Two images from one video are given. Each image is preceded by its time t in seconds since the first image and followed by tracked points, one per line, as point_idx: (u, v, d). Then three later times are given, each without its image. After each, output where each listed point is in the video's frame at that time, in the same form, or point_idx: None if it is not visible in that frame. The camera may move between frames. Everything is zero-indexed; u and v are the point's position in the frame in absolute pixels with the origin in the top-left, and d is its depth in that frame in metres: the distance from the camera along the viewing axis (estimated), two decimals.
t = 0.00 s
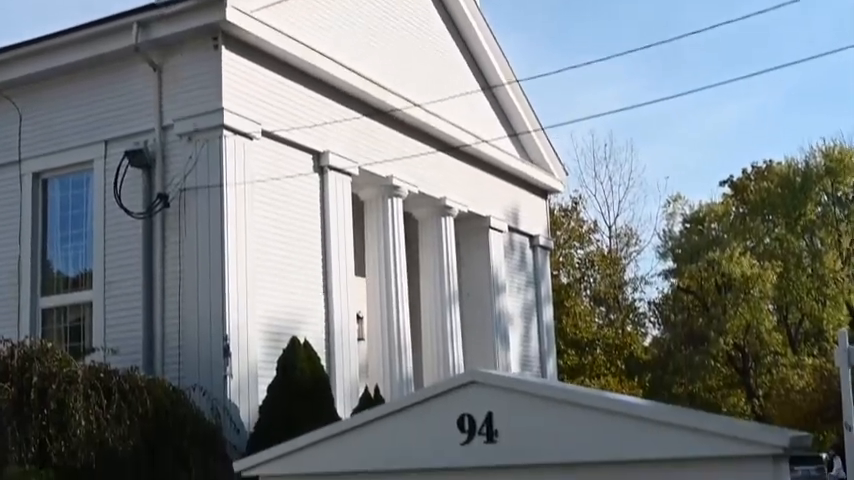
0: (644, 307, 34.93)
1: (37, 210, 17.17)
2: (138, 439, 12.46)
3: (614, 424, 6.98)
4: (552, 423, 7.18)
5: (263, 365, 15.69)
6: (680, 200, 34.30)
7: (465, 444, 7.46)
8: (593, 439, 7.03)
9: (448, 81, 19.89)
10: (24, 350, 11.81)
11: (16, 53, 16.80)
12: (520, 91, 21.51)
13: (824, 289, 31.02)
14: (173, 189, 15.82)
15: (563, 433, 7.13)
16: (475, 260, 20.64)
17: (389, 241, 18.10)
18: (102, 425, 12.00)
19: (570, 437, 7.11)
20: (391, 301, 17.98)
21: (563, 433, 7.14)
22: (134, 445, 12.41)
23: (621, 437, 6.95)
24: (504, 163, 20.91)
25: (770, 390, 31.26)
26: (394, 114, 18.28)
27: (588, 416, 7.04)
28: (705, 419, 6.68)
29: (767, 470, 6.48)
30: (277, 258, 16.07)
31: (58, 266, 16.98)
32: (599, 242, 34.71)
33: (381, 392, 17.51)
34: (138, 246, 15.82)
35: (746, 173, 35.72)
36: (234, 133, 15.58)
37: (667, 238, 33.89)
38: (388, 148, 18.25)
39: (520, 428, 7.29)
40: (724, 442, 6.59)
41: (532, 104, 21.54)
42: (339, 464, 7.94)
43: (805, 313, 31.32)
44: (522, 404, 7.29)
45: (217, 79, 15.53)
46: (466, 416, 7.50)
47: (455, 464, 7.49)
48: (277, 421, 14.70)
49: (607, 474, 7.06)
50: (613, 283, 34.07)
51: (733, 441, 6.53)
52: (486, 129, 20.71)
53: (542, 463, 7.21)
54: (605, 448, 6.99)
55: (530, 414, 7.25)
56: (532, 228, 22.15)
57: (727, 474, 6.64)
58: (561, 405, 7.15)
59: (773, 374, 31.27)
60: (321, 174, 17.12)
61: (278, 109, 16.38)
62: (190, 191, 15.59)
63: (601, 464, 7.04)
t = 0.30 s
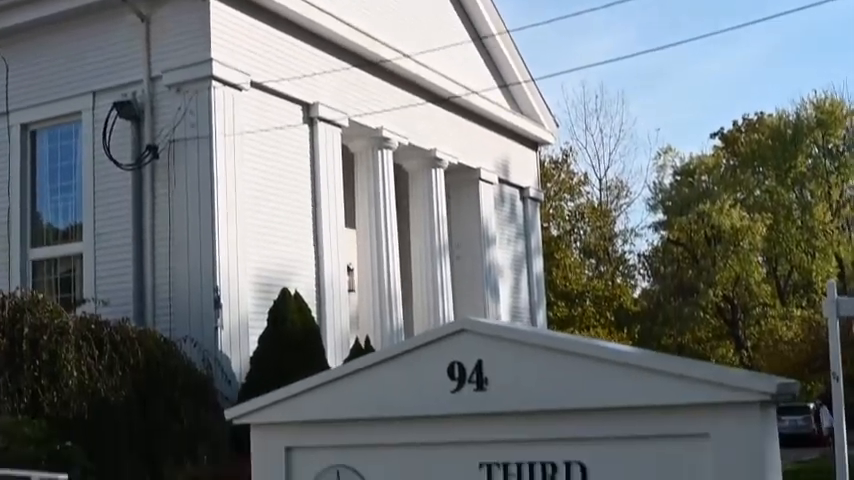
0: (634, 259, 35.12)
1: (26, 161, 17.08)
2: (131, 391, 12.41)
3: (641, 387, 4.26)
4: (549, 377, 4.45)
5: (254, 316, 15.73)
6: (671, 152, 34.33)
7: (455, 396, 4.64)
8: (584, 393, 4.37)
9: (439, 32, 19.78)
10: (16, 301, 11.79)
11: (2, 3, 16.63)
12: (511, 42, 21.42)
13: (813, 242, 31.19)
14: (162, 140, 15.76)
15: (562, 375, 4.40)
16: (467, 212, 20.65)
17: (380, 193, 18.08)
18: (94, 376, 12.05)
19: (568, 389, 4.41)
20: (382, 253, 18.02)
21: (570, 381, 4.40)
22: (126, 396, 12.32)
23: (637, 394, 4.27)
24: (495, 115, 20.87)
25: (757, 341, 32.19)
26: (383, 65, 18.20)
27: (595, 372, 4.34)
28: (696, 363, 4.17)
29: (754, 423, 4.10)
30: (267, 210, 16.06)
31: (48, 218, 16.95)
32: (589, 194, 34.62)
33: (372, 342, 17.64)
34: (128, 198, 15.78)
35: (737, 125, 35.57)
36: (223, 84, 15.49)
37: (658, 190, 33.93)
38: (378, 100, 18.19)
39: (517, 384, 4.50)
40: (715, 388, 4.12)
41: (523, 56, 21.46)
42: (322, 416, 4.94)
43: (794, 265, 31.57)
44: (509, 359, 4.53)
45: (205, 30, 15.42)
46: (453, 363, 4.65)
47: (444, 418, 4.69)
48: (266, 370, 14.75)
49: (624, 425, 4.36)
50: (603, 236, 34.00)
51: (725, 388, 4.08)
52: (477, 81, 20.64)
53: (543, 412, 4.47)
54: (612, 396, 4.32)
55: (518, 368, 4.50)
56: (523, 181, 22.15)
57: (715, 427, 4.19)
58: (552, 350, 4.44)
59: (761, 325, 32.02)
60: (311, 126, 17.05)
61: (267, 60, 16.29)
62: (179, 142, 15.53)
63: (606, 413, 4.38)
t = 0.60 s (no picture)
0: (621, 212, 35.46)
1: (10, 111, 16.90)
2: (118, 341, 12.43)
3: (627, 332, 4.42)
4: (537, 328, 4.60)
5: (241, 267, 15.73)
6: (659, 104, 34.21)
7: (445, 344, 4.77)
8: (572, 340, 4.53)
9: None
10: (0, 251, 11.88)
11: None
12: None
13: (800, 195, 31.29)
14: (147, 89, 15.60)
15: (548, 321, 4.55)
16: (454, 163, 20.59)
17: (367, 144, 18.00)
18: (81, 327, 12.05)
19: (556, 336, 4.56)
20: (368, 203, 17.99)
21: (556, 328, 4.55)
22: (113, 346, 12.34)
23: (622, 339, 4.42)
24: (483, 66, 20.75)
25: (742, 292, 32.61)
26: (370, 14, 18.03)
27: (582, 319, 4.49)
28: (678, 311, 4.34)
29: (735, 370, 4.27)
30: (254, 161, 15.98)
31: (34, 169, 16.81)
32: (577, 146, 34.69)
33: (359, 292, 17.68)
34: (114, 148, 15.67)
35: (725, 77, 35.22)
36: (208, 32, 15.34)
37: (645, 142, 34.01)
38: (365, 49, 18.05)
39: (506, 330, 4.63)
40: (697, 335, 4.30)
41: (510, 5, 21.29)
42: (319, 363, 5.02)
43: (781, 218, 31.56)
44: (497, 305, 4.66)
45: None
46: (442, 311, 4.79)
47: (434, 365, 4.81)
48: (253, 321, 14.79)
49: (608, 370, 4.50)
50: (590, 188, 34.09)
51: (711, 336, 4.25)
52: (464, 30, 20.48)
53: (529, 357, 4.61)
54: (597, 343, 4.47)
55: (506, 315, 4.64)
56: (511, 132, 22.08)
57: (698, 373, 4.35)
58: (541, 299, 4.59)
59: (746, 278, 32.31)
60: (298, 76, 16.93)
61: (252, 8, 16.11)
62: (164, 92, 15.39)
63: (591, 361, 4.53)
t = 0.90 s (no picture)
0: (606, 165, 35.74)
1: None
2: (103, 292, 12.46)
3: (615, 282, 3.77)
4: (524, 277, 3.92)
5: (226, 220, 15.69)
6: (645, 58, 34.09)
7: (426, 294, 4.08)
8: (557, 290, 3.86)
9: None
10: None
11: None
12: None
13: (785, 149, 31.34)
14: (131, 40, 15.42)
15: (535, 273, 3.88)
16: (440, 115, 20.50)
17: (352, 97, 17.92)
18: (66, 278, 12.02)
19: (540, 288, 3.89)
20: (354, 157, 17.93)
21: (542, 280, 3.89)
22: (98, 298, 12.36)
23: (616, 288, 3.77)
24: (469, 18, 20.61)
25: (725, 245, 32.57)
26: None
27: (569, 268, 3.83)
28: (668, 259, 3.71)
29: (717, 318, 3.66)
30: (238, 113, 15.87)
31: (15, 121, 16.67)
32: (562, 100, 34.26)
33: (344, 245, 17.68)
34: (96, 98, 15.48)
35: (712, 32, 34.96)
36: None
37: (631, 95, 33.93)
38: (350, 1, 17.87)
39: (490, 280, 3.97)
40: (687, 284, 3.67)
41: None
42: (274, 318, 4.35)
43: (765, 171, 31.66)
44: (482, 256, 4.00)
45: None
46: (423, 260, 4.10)
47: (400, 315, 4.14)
48: (237, 274, 14.74)
49: (602, 321, 3.83)
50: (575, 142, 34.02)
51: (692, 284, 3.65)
52: None
53: (513, 308, 3.94)
54: (587, 292, 3.81)
55: (491, 265, 3.97)
56: (497, 85, 22.00)
57: (680, 321, 3.72)
58: (528, 248, 3.93)
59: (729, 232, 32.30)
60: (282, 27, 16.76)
61: None
62: (147, 42, 15.20)
63: (580, 309, 3.85)
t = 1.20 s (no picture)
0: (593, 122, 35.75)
1: None
2: (87, 248, 12.36)
3: (594, 236, 3.20)
4: (506, 232, 3.34)
5: (210, 175, 15.58)
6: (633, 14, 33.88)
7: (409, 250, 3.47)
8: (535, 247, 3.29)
9: None
10: None
11: None
12: None
13: (771, 106, 31.30)
14: None
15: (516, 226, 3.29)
16: (427, 70, 20.37)
17: (338, 52, 17.74)
18: (49, 234, 11.97)
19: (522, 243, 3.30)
20: (340, 113, 17.87)
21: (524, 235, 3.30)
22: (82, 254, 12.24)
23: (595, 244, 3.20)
24: None
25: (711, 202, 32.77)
26: None
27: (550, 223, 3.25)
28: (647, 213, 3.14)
29: (698, 272, 3.13)
30: (223, 69, 15.72)
31: None
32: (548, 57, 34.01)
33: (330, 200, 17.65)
34: (78, 53, 15.25)
35: None
36: None
37: (619, 52, 33.81)
38: None
39: (471, 235, 3.37)
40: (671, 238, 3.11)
41: None
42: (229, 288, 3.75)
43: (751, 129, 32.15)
44: (465, 208, 3.41)
45: None
46: (408, 214, 3.50)
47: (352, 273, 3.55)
48: (221, 230, 14.66)
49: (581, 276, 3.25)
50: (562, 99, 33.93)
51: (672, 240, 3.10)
52: None
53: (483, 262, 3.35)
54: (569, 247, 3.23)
55: (473, 217, 3.38)
56: (483, 40, 21.82)
57: (661, 274, 3.16)
58: (513, 201, 3.34)
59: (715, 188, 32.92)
60: None
61: None
62: None
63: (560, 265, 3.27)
